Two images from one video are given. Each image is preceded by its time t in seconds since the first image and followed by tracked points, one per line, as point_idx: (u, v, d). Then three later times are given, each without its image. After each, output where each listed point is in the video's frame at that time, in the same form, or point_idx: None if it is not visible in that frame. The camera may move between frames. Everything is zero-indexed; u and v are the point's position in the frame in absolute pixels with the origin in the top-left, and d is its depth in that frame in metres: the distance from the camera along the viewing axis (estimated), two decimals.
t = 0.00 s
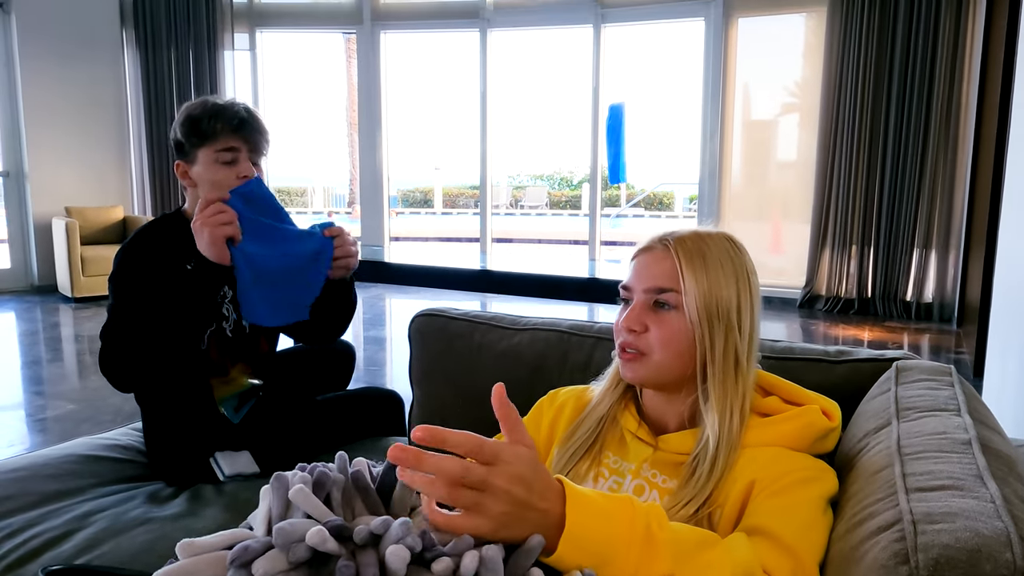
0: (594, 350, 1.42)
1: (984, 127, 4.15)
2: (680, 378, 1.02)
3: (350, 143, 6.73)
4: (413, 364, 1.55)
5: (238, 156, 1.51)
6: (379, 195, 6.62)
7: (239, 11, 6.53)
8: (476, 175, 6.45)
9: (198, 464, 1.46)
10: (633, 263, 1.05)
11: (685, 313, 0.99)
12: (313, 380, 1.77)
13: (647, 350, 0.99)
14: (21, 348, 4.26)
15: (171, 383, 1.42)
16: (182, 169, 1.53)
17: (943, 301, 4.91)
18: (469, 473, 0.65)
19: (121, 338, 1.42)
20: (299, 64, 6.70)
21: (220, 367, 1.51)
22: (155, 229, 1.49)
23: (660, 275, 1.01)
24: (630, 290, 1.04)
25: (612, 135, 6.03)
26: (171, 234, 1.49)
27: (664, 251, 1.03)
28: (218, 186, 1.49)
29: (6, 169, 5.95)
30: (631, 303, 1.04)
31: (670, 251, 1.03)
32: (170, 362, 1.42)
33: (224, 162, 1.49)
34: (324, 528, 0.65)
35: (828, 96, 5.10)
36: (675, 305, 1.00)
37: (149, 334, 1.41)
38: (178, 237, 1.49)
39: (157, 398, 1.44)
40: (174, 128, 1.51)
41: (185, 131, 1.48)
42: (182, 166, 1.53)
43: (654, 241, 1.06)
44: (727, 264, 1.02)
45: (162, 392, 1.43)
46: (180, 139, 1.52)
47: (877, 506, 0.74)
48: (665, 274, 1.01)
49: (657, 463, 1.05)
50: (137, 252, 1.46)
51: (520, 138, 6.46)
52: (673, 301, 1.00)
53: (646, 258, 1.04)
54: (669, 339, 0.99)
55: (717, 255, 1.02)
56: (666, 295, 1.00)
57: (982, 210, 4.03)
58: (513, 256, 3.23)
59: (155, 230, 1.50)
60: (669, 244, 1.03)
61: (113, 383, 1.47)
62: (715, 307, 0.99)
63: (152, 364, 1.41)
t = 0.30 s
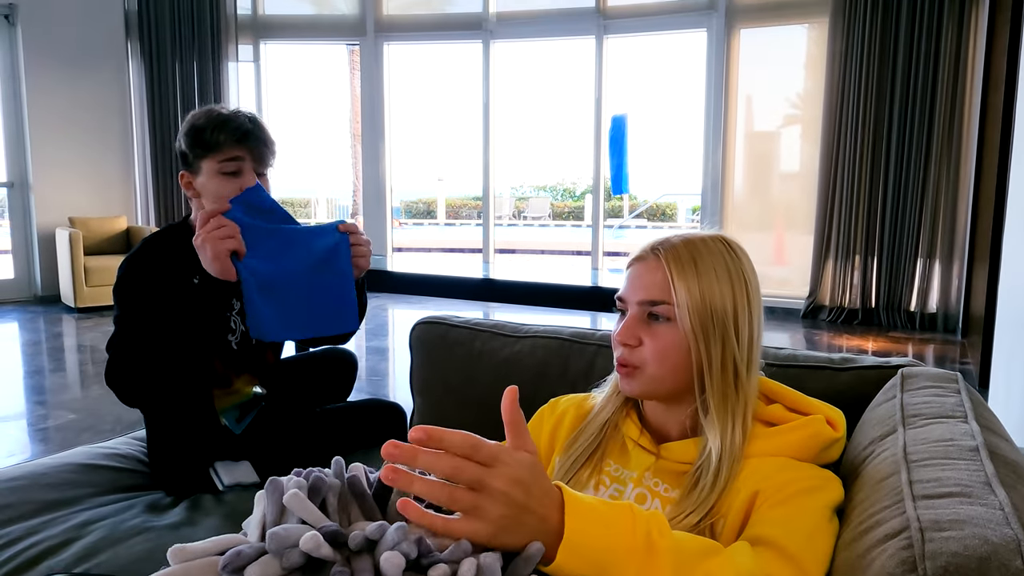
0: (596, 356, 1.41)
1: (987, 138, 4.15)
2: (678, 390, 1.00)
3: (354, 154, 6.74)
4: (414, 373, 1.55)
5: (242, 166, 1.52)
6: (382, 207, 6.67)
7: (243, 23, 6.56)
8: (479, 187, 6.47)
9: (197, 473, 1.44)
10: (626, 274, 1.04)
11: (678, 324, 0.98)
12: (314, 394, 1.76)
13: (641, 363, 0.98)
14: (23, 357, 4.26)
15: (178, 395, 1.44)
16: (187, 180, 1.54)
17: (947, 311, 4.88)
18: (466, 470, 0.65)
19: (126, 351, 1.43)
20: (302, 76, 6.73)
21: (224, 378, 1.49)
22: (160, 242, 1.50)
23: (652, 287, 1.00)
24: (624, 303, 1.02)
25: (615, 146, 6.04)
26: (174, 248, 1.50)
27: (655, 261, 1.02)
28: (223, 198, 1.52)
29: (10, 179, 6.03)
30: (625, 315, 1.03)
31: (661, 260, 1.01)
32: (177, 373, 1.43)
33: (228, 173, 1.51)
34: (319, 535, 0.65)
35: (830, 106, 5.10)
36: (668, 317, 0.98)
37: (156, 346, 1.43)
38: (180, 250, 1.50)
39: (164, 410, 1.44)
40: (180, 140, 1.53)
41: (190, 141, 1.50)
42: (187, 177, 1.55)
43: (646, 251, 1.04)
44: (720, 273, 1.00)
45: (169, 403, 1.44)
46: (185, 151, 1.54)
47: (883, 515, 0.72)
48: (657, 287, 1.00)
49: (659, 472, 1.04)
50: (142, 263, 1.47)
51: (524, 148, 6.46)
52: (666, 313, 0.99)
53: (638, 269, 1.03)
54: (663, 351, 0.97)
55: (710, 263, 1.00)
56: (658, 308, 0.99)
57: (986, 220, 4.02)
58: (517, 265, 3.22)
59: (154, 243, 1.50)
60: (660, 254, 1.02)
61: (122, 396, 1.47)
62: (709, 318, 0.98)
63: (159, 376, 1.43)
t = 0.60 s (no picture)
0: (596, 363, 1.42)
1: (986, 144, 4.16)
2: (682, 396, 1.01)
3: (355, 160, 6.76)
4: (414, 379, 1.55)
5: (258, 179, 1.53)
6: (383, 213, 6.68)
7: (245, 30, 6.59)
8: (480, 193, 6.49)
9: (198, 481, 1.44)
10: (632, 281, 1.05)
11: (682, 332, 0.99)
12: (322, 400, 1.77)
13: (646, 370, 0.99)
14: (24, 364, 4.27)
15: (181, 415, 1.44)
16: (202, 191, 1.55)
17: (948, 317, 4.88)
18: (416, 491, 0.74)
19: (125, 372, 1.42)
20: (304, 82, 6.77)
21: (230, 392, 1.53)
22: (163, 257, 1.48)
23: (656, 295, 1.01)
24: (629, 310, 1.03)
25: (615, 153, 6.06)
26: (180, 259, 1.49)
27: (659, 268, 1.03)
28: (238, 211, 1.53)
29: (11, 186, 6.07)
30: (630, 323, 1.03)
31: (665, 268, 1.02)
32: (181, 392, 1.45)
33: (244, 186, 1.52)
34: (313, 549, 0.67)
35: (830, 112, 5.12)
36: (671, 324, 0.99)
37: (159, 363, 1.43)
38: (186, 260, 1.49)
39: (166, 429, 1.45)
40: (196, 151, 1.54)
41: (207, 153, 1.51)
42: (201, 187, 1.55)
43: (650, 258, 1.05)
44: (724, 280, 1.01)
45: (173, 424, 1.45)
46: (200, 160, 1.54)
47: (880, 521, 0.73)
48: (662, 294, 1.00)
49: (660, 479, 1.04)
50: (145, 279, 1.46)
51: (525, 154, 6.47)
52: (669, 321, 0.99)
53: (642, 277, 1.03)
54: (668, 359, 0.98)
55: (714, 270, 1.01)
56: (662, 316, 1.00)
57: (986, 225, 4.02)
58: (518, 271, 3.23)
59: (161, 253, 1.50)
60: (664, 261, 1.03)
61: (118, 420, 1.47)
62: (713, 325, 0.99)
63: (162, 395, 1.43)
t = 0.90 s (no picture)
0: (596, 363, 1.41)
1: (987, 144, 4.15)
2: (683, 397, 1.00)
3: (355, 163, 6.75)
4: (413, 380, 1.54)
5: (253, 179, 1.52)
6: (384, 216, 6.68)
7: (245, 32, 6.58)
8: (481, 196, 6.48)
9: (195, 483, 1.43)
10: (631, 280, 1.04)
11: (681, 331, 0.97)
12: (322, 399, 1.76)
13: (646, 371, 0.98)
14: (24, 366, 4.26)
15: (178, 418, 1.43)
16: (195, 191, 1.54)
17: (949, 319, 4.86)
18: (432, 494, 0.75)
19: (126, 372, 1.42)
20: (304, 85, 6.76)
21: (226, 392, 1.53)
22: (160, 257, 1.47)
23: (654, 294, 0.99)
24: (628, 309, 1.02)
25: (615, 155, 6.05)
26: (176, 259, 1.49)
27: (657, 268, 1.01)
28: (233, 211, 1.52)
29: (12, 189, 6.07)
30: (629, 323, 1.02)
31: (663, 267, 1.01)
32: (178, 394, 1.43)
33: (239, 185, 1.51)
34: (311, 542, 0.66)
35: (830, 115, 5.12)
36: (670, 324, 0.98)
37: (156, 365, 1.42)
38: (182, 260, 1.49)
39: (162, 432, 1.43)
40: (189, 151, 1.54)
41: (201, 153, 1.50)
42: (194, 187, 1.54)
43: (648, 257, 1.03)
44: (723, 278, 0.99)
45: (169, 428, 1.43)
46: (194, 160, 1.53)
47: (885, 521, 0.71)
48: (661, 294, 0.99)
49: (661, 478, 1.03)
50: (140, 279, 1.45)
51: (525, 157, 6.46)
52: (668, 321, 0.98)
53: (640, 276, 1.02)
54: (667, 359, 0.97)
55: (712, 268, 0.99)
56: (661, 315, 0.99)
57: (988, 227, 4.01)
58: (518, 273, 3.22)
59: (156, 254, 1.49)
60: (662, 260, 1.01)
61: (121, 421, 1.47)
62: (712, 324, 0.98)
63: (160, 398, 1.42)
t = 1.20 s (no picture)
0: (600, 362, 1.40)
1: (989, 144, 4.14)
2: (688, 393, 0.99)
3: (355, 164, 6.75)
4: (416, 378, 1.53)
5: (250, 180, 1.53)
6: (384, 216, 6.66)
7: (246, 33, 6.57)
8: (482, 197, 6.48)
9: (197, 483, 1.42)
10: (635, 276, 1.03)
11: (687, 328, 0.96)
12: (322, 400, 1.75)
13: (651, 367, 0.97)
14: (24, 366, 4.26)
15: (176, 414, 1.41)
16: (192, 188, 1.54)
17: (951, 319, 4.85)
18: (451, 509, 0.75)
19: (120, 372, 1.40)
20: (305, 86, 6.76)
21: (228, 392, 1.52)
22: (157, 257, 1.47)
23: (659, 291, 0.98)
24: (632, 306, 1.01)
25: (616, 156, 6.05)
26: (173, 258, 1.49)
27: (661, 264, 1.00)
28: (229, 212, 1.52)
29: (12, 190, 6.07)
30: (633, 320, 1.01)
31: (667, 263, 1.00)
32: (178, 392, 1.42)
33: (235, 186, 1.51)
34: (318, 539, 0.66)
35: (831, 115, 5.11)
36: (676, 321, 0.97)
37: (153, 362, 1.40)
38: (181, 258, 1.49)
39: (160, 429, 1.42)
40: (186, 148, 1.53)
41: (199, 151, 1.50)
42: (191, 185, 1.54)
43: (652, 254, 1.02)
44: (728, 274, 0.98)
45: (168, 425, 1.41)
46: (191, 156, 1.53)
47: (896, 517, 0.70)
48: (666, 290, 0.98)
49: (666, 473, 1.02)
50: (139, 277, 1.44)
51: (526, 158, 6.45)
52: (673, 317, 0.97)
53: (645, 273, 1.01)
54: (672, 356, 0.96)
55: (716, 264, 0.98)
56: (666, 312, 0.98)
57: (989, 228, 4.01)
58: (520, 272, 3.21)
59: (154, 251, 1.48)
60: (666, 256, 1.00)
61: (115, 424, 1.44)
62: (717, 320, 0.97)
63: (157, 395, 1.40)
